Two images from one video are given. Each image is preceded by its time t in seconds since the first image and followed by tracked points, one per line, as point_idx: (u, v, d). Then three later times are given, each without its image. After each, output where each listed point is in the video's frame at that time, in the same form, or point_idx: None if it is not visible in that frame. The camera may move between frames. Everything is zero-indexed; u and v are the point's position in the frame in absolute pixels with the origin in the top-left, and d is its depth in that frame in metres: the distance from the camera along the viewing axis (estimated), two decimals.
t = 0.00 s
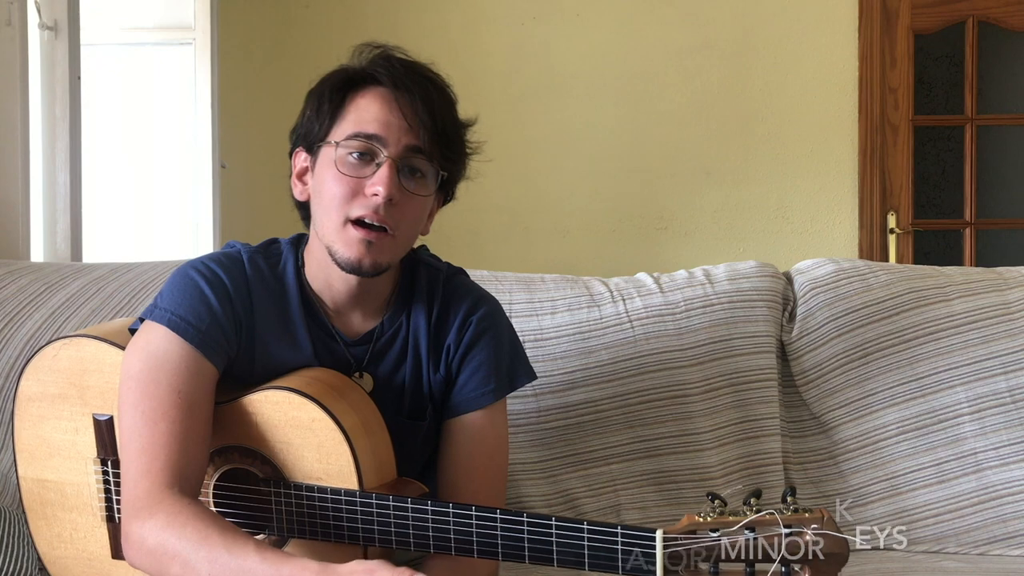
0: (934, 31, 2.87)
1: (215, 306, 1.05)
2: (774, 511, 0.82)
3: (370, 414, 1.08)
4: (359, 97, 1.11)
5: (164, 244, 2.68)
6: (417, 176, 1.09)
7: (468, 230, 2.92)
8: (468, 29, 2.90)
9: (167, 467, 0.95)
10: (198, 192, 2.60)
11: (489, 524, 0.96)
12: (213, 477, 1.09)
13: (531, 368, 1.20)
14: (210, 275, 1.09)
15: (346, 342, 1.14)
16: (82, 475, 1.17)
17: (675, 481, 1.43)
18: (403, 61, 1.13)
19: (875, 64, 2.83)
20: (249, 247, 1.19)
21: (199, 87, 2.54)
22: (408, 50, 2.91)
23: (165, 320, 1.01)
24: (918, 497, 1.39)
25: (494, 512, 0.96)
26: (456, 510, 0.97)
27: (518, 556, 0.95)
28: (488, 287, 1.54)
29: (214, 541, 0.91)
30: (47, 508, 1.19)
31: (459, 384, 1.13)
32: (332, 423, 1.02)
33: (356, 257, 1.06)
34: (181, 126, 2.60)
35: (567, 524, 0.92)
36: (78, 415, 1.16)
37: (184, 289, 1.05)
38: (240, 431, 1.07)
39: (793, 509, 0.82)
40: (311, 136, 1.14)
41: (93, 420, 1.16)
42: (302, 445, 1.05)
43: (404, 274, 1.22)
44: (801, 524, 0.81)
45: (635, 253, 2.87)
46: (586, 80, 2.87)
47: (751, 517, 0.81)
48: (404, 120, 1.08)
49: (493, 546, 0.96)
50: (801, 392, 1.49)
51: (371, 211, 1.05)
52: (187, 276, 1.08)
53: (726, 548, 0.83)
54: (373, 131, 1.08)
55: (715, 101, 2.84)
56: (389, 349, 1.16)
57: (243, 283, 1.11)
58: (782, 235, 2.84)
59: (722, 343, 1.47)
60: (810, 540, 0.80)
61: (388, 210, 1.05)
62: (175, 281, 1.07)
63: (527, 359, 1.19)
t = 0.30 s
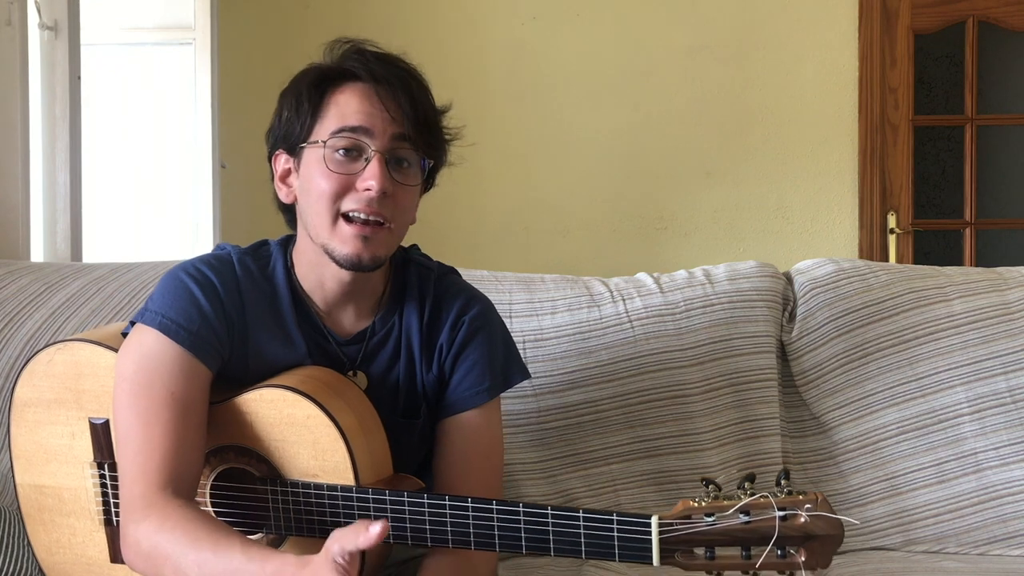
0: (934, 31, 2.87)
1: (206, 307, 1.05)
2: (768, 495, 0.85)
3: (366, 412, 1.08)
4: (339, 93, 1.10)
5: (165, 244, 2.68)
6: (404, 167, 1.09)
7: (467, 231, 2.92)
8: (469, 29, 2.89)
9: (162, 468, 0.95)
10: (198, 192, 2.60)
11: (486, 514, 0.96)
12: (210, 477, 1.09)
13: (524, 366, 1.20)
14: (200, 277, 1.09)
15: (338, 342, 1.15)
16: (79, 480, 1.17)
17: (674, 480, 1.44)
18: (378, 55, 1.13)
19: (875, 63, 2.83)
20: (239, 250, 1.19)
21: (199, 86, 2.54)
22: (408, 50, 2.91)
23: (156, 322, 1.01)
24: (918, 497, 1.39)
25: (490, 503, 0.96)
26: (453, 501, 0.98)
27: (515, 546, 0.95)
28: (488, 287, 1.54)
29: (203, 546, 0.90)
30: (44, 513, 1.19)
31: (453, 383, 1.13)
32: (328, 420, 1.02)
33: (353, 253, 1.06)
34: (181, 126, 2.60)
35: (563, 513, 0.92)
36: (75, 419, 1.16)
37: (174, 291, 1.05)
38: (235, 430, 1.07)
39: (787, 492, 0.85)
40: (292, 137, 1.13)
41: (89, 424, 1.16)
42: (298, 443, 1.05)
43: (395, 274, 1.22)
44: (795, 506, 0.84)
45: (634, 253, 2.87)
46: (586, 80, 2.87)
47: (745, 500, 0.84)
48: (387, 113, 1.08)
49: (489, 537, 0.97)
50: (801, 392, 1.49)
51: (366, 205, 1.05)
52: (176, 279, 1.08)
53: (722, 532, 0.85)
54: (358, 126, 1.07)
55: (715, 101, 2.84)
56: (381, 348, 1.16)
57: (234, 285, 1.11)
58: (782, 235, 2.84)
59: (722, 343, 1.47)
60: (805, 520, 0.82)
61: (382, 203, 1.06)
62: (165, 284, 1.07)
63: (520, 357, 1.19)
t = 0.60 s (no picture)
0: (934, 31, 2.87)
1: (202, 303, 1.05)
2: (764, 483, 0.85)
3: (364, 411, 1.08)
4: (339, 105, 1.10)
5: (165, 244, 2.68)
6: (404, 183, 1.09)
7: (467, 231, 2.92)
8: (468, 29, 2.89)
9: (158, 459, 0.94)
10: (198, 192, 2.60)
11: (484, 508, 0.97)
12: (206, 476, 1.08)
13: (519, 365, 1.19)
14: (196, 276, 1.09)
15: (330, 344, 1.15)
16: (77, 482, 1.17)
17: (674, 480, 1.44)
18: (379, 67, 1.13)
19: (875, 63, 2.83)
20: (233, 251, 1.19)
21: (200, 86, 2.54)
22: (407, 50, 2.91)
23: (155, 317, 1.02)
24: (918, 497, 1.39)
25: (488, 497, 0.96)
26: (451, 496, 0.98)
27: (513, 540, 0.96)
28: (487, 287, 1.54)
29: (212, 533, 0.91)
30: (42, 516, 1.19)
31: (446, 383, 1.13)
32: (326, 417, 1.02)
33: (352, 268, 1.06)
34: (181, 126, 2.60)
35: (560, 507, 0.92)
36: (72, 421, 1.16)
37: (171, 288, 1.06)
38: (232, 429, 1.07)
39: (783, 480, 0.85)
40: (290, 147, 1.13)
41: (86, 426, 1.16)
42: (296, 440, 1.05)
43: (388, 275, 1.22)
44: (791, 494, 0.84)
45: (634, 253, 2.87)
46: (586, 80, 2.87)
47: (741, 489, 0.85)
48: (388, 129, 1.08)
49: (488, 531, 0.97)
50: (801, 392, 1.49)
51: (366, 223, 1.05)
52: (173, 278, 1.08)
53: (718, 522, 0.86)
54: (360, 141, 1.07)
55: (715, 101, 2.84)
56: (375, 349, 1.16)
57: (229, 284, 1.12)
58: (782, 236, 2.84)
59: (723, 343, 1.47)
60: (801, 509, 0.83)
61: (383, 221, 1.06)
62: (162, 283, 1.08)
63: (514, 357, 1.19)
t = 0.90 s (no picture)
0: (934, 31, 2.87)
1: (202, 304, 1.05)
2: (765, 485, 0.86)
3: (365, 411, 1.08)
4: (347, 96, 1.10)
5: (164, 244, 2.68)
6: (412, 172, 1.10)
7: (467, 231, 2.92)
8: (469, 29, 2.89)
9: (155, 467, 0.95)
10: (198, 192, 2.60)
11: (486, 509, 0.97)
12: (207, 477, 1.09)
13: (518, 366, 1.20)
14: (196, 277, 1.09)
15: (333, 342, 1.15)
16: (78, 481, 1.17)
17: (674, 480, 1.44)
18: (385, 60, 1.14)
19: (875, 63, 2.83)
20: (234, 250, 1.19)
21: (200, 86, 2.54)
22: (407, 50, 2.91)
23: (153, 321, 1.01)
24: (918, 496, 1.39)
25: (490, 497, 0.97)
26: (453, 496, 0.98)
27: (514, 541, 0.96)
28: (487, 287, 1.54)
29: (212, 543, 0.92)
30: (43, 515, 1.19)
31: (447, 382, 1.13)
32: (327, 417, 1.02)
33: (362, 256, 1.06)
34: (181, 126, 2.60)
35: (562, 508, 0.92)
36: (73, 421, 1.16)
37: (170, 290, 1.06)
38: (234, 430, 1.07)
39: (784, 483, 0.86)
40: (297, 139, 1.13)
41: (88, 426, 1.16)
42: (297, 439, 1.05)
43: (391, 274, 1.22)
44: (792, 497, 0.84)
45: (634, 253, 2.87)
46: (586, 80, 2.87)
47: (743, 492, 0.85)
48: (396, 118, 1.09)
49: (489, 532, 0.97)
50: (801, 392, 1.49)
51: (376, 210, 1.05)
52: (173, 279, 1.08)
53: (719, 524, 0.86)
54: (369, 128, 1.07)
55: (715, 100, 2.84)
56: (377, 349, 1.16)
57: (230, 284, 1.11)
58: (782, 236, 2.84)
59: (723, 343, 1.47)
60: (803, 511, 0.83)
61: (392, 208, 1.06)
62: (161, 285, 1.07)
63: (515, 358, 1.19)
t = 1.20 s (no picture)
0: (934, 31, 2.87)
1: (206, 309, 1.05)
2: (764, 485, 0.86)
3: (366, 410, 1.08)
4: (379, 116, 1.07)
5: (164, 244, 2.68)
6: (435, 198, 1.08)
7: (467, 231, 2.91)
8: (469, 29, 2.89)
9: (152, 473, 0.95)
10: (198, 192, 2.60)
11: (484, 509, 0.96)
12: (208, 476, 1.09)
13: (523, 370, 1.21)
14: (201, 278, 1.09)
15: (341, 345, 1.15)
16: (81, 479, 1.17)
17: (674, 480, 1.44)
18: (421, 79, 1.10)
19: (875, 63, 2.83)
20: (242, 251, 1.19)
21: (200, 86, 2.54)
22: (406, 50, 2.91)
23: (155, 323, 1.01)
24: (918, 496, 1.39)
25: (488, 497, 0.96)
26: (451, 495, 0.98)
27: (512, 540, 0.95)
28: (487, 288, 1.54)
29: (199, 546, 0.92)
30: (45, 513, 1.19)
31: (453, 384, 1.13)
32: (328, 416, 1.03)
33: (378, 279, 1.06)
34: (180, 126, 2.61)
35: (560, 507, 0.92)
36: (77, 419, 1.17)
37: (174, 292, 1.05)
38: (234, 428, 1.07)
39: (783, 483, 0.85)
40: (322, 151, 1.10)
41: (90, 423, 1.16)
42: (296, 438, 1.05)
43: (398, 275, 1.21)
44: (791, 497, 0.84)
45: (634, 253, 2.87)
46: (586, 80, 2.87)
47: (741, 492, 0.84)
48: (427, 146, 1.06)
49: (487, 531, 0.97)
50: (801, 392, 1.49)
51: (396, 239, 1.04)
52: (177, 280, 1.07)
53: (717, 523, 0.87)
54: (398, 156, 1.04)
55: (714, 101, 2.84)
56: (383, 350, 1.16)
57: (235, 286, 1.11)
58: (782, 235, 2.84)
59: (722, 343, 1.47)
60: (801, 512, 0.83)
61: (411, 237, 1.05)
62: (166, 285, 1.07)
63: (519, 362, 1.20)
